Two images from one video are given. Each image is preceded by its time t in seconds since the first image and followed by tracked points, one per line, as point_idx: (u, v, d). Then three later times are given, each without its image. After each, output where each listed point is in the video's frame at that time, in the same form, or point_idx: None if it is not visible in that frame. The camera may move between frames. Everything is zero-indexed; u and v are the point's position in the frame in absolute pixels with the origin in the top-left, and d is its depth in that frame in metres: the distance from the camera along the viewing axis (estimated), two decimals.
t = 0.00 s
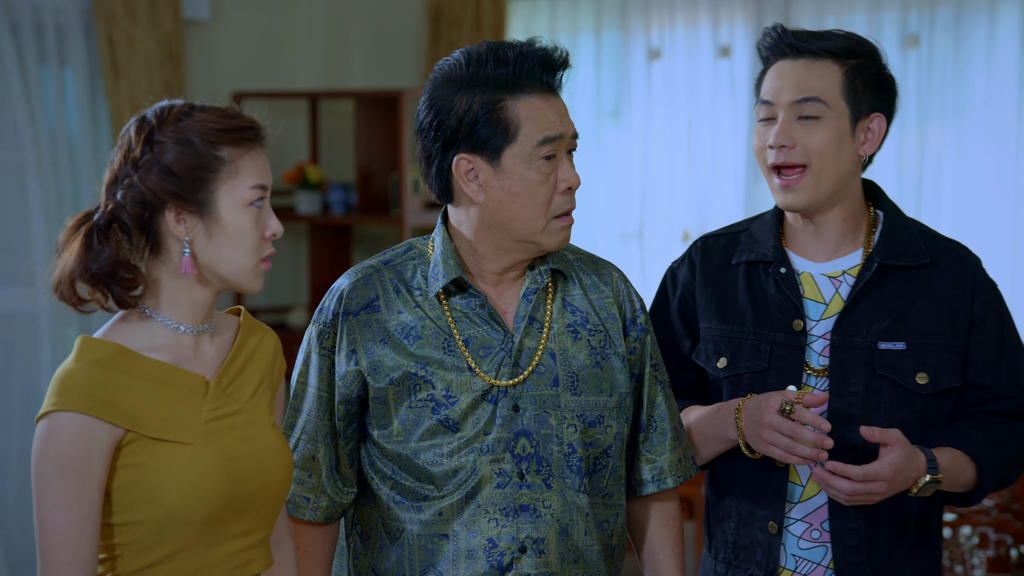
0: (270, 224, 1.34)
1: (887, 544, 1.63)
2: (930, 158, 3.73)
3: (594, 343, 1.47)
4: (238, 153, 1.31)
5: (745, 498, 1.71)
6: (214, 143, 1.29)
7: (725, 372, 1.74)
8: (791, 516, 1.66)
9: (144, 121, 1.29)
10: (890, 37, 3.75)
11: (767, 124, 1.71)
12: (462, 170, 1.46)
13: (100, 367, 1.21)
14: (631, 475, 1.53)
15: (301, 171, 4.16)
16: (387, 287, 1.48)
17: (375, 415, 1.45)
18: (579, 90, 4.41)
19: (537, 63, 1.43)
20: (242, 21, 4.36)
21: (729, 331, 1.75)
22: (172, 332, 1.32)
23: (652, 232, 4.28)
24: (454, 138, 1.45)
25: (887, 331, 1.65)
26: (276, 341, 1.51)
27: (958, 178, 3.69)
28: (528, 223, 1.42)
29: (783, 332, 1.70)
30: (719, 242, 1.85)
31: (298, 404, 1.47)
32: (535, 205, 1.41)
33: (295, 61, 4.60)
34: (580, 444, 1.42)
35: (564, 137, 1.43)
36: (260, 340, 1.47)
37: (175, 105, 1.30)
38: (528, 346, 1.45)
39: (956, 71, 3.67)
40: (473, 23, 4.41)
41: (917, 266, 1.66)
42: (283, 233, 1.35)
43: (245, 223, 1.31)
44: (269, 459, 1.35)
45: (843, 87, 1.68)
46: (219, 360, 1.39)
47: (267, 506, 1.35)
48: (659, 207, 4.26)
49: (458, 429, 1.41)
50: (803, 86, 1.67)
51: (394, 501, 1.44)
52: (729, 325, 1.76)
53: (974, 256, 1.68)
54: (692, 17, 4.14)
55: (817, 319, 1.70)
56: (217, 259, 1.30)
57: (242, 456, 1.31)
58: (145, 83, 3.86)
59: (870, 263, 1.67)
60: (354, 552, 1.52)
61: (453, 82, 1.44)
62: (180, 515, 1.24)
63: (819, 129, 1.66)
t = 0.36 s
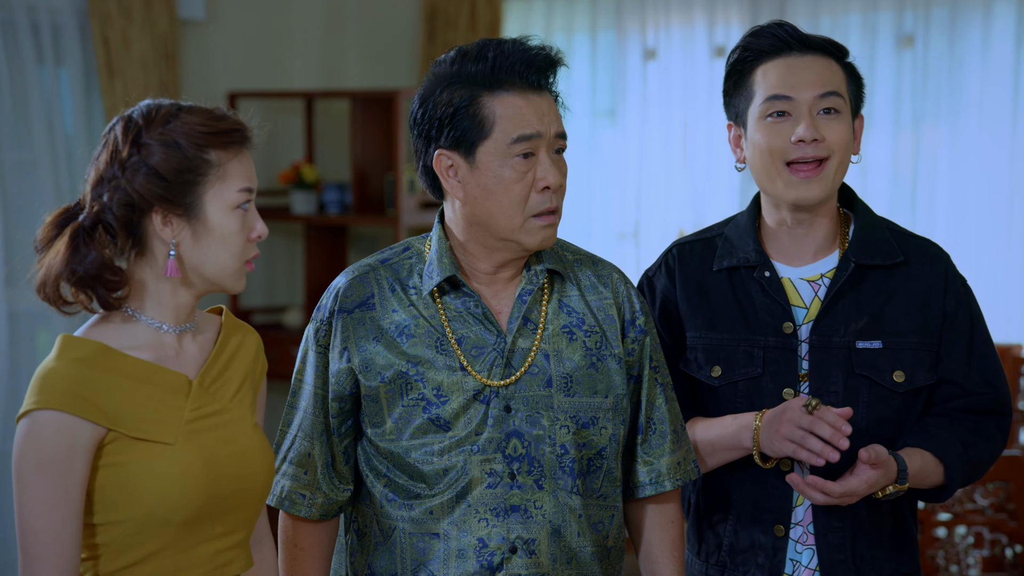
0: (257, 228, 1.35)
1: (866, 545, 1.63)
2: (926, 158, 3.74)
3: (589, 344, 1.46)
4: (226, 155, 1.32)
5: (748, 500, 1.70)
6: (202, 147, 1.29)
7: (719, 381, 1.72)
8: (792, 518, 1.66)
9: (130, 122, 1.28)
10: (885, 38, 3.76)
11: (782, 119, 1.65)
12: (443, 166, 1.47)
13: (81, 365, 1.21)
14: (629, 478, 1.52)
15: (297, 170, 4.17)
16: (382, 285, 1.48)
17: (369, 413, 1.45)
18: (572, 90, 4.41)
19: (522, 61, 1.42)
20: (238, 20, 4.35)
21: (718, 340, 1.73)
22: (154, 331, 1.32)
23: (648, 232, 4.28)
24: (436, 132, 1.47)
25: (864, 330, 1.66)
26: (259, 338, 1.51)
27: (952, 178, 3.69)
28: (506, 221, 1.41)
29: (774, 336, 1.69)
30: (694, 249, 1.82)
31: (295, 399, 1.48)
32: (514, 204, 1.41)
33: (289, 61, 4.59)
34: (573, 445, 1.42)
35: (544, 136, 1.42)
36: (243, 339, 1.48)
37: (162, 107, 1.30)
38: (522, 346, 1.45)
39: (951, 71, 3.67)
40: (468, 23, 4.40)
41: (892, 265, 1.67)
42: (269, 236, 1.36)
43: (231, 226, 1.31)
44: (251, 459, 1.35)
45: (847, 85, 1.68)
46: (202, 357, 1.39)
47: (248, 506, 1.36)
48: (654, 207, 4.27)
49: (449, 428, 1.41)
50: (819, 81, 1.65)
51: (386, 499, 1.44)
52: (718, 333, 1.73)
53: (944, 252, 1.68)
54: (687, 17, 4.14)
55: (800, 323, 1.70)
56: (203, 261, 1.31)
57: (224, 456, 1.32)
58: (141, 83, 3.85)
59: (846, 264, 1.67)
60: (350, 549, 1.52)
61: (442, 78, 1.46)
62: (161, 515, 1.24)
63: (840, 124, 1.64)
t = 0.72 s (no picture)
0: (249, 227, 1.35)
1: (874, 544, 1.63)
2: (923, 158, 3.74)
3: (587, 343, 1.46)
4: (217, 156, 1.32)
5: (766, 499, 1.69)
6: (193, 147, 1.29)
7: (733, 383, 1.72)
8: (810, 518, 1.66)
9: (120, 122, 1.28)
10: (883, 38, 3.76)
11: (793, 118, 1.65)
12: (437, 165, 1.48)
13: (65, 364, 1.21)
14: (629, 477, 1.53)
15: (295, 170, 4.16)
16: (380, 285, 1.48)
17: (366, 413, 1.45)
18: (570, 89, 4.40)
19: (512, 60, 1.42)
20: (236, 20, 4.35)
21: (731, 341, 1.73)
22: (144, 331, 1.32)
23: (645, 232, 4.28)
24: (429, 130, 1.47)
25: (874, 329, 1.66)
26: (261, 336, 1.51)
27: (950, 177, 3.70)
28: (499, 220, 1.41)
29: (786, 336, 1.70)
30: (703, 250, 1.82)
31: (293, 398, 1.48)
32: (506, 202, 1.40)
33: (287, 61, 4.59)
34: (570, 444, 1.42)
35: (536, 134, 1.41)
36: (243, 338, 1.47)
37: (153, 107, 1.29)
38: (519, 345, 1.45)
39: (949, 70, 3.68)
40: (466, 23, 4.40)
41: (901, 262, 1.67)
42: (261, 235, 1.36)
43: (224, 227, 1.31)
44: (238, 461, 1.34)
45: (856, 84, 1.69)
46: (194, 358, 1.38)
47: (235, 509, 1.34)
48: (652, 207, 4.27)
49: (446, 427, 1.41)
50: (829, 80, 1.65)
51: (384, 498, 1.44)
52: (731, 334, 1.73)
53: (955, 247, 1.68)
54: (685, 17, 4.15)
55: (811, 322, 1.71)
56: (196, 261, 1.31)
57: (207, 459, 1.30)
58: (139, 83, 3.85)
59: (854, 262, 1.68)
60: (348, 548, 1.51)
61: (434, 79, 1.46)
62: (142, 517, 1.23)
63: (849, 123, 1.64)
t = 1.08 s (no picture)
0: (247, 228, 1.35)
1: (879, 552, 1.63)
2: (923, 158, 3.74)
3: (588, 342, 1.46)
4: (215, 156, 1.32)
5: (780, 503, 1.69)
6: (190, 148, 1.29)
7: (738, 389, 1.72)
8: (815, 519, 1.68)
9: (118, 123, 1.28)
10: (882, 37, 3.76)
11: (804, 117, 1.65)
12: (437, 165, 1.48)
13: (56, 368, 1.21)
14: (629, 477, 1.53)
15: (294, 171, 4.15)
16: (381, 284, 1.48)
17: (367, 412, 1.45)
18: (569, 87, 4.39)
19: (511, 61, 1.43)
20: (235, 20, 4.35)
21: (737, 346, 1.73)
22: (138, 334, 1.32)
23: (645, 232, 4.28)
24: (430, 130, 1.47)
25: (885, 340, 1.66)
26: (261, 340, 1.50)
27: (949, 178, 3.70)
28: (500, 218, 1.41)
29: (792, 343, 1.69)
30: (712, 252, 1.82)
31: (294, 396, 1.48)
32: (508, 201, 1.40)
33: (286, 61, 4.59)
34: (571, 444, 1.42)
35: (536, 133, 1.41)
36: (243, 342, 1.47)
37: (150, 108, 1.29)
38: (520, 345, 1.45)
39: (948, 70, 3.68)
40: (465, 23, 4.40)
41: (912, 271, 1.67)
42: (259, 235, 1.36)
43: (222, 227, 1.31)
44: (230, 466, 1.34)
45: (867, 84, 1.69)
46: (189, 363, 1.37)
47: (225, 515, 1.34)
48: (651, 207, 4.27)
49: (447, 426, 1.41)
50: (841, 79, 1.65)
51: (385, 497, 1.44)
52: (736, 339, 1.74)
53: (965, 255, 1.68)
54: (684, 17, 4.15)
55: (820, 327, 1.71)
56: (195, 262, 1.31)
57: (197, 463, 1.30)
58: (138, 83, 3.85)
59: (865, 272, 1.67)
60: (348, 547, 1.51)
61: (434, 80, 1.46)
62: (130, 521, 1.23)
63: (860, 122, 1.64)
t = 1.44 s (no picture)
0: (248, 229, 1.34)
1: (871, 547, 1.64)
2: (921, 158, 3.75)
3: (589, 342, 1.46)
4: (217, 158, 1.31)
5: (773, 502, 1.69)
6: (192, 150, 1.29)
7: (715, 385, 1.73)
8: (787, 521, 1.70)
9: (119, 125, 1.28)
10: (881, 37, 3.77)
11: (790, 120, 1.66)
12: (451, 168, 1.46)
13: (53, 368, 1.22)
14: (629, 477, 1.52)
15: (293, 171, 4.14)
16: (381, 284, 1.48)
17: (367, 412, 1.45)
18: (569, 87, 4.41)
19: (520, 60, 1.42)
20: (234, 20, 4.35)
21: (718, 343, 1.75)
22: (138, 336, 1.32)
23: (643, 232, 4.29)
24: (439, 132, 1.45)
25: (866, 340, 1.66)
26: (263, 342, 1.50)
27: (948, 178, 3.70)
28: (519, 219, 1.41)
29: (771, 342, 1.70)
30: (701, 251, 1.84)
31: (294, 395, 1.48)
32: (526, 201, 1.41)
33: (285, 61, 4.58)
34: (571, 443, 1.42)
35: (551, 131, 1.43)
36: (244, 344, 1.47)
37: (151, 110, 1.29)
38: (521, 344, 1.45)
39: (947, 70, 3.69)
40: (464, 23, 4.41)
41: (894, 273, 1.66)
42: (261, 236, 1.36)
43: (223, 228, 1.31)
44: (227, 468, 1.34)
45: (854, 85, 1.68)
46: (188, 365, 1.37)
47: (222, 517, 1.34)
48: (650, 206, 4.27)
49: (448, 426, 1.41)
50: (827, 82, 1.65)
51: (385, 497, 1.44)
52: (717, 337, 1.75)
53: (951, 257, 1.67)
54: (683, 17, 4.15)
55: (801, 327, 1.71)
56: (195, 264, 1.30)
57: (193, 466, 1.30)
58: (137, 82, 3.85)
59: (846, 273, 1.68)
60: (348, 547, 1.51)
61: (436, 83, 1.44)
62: (126, 524, 1.23)
63: (845, 125, 1.64)
